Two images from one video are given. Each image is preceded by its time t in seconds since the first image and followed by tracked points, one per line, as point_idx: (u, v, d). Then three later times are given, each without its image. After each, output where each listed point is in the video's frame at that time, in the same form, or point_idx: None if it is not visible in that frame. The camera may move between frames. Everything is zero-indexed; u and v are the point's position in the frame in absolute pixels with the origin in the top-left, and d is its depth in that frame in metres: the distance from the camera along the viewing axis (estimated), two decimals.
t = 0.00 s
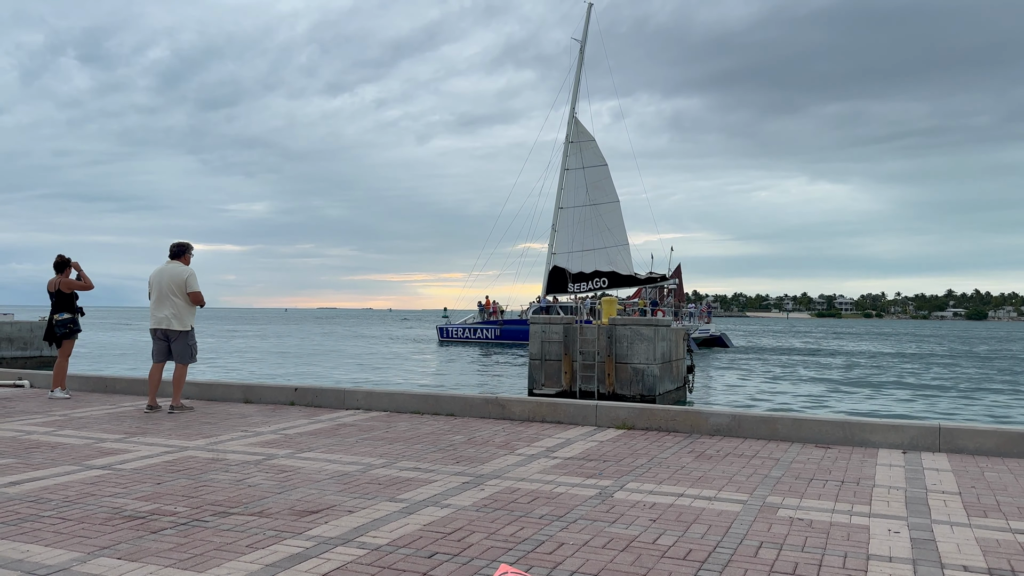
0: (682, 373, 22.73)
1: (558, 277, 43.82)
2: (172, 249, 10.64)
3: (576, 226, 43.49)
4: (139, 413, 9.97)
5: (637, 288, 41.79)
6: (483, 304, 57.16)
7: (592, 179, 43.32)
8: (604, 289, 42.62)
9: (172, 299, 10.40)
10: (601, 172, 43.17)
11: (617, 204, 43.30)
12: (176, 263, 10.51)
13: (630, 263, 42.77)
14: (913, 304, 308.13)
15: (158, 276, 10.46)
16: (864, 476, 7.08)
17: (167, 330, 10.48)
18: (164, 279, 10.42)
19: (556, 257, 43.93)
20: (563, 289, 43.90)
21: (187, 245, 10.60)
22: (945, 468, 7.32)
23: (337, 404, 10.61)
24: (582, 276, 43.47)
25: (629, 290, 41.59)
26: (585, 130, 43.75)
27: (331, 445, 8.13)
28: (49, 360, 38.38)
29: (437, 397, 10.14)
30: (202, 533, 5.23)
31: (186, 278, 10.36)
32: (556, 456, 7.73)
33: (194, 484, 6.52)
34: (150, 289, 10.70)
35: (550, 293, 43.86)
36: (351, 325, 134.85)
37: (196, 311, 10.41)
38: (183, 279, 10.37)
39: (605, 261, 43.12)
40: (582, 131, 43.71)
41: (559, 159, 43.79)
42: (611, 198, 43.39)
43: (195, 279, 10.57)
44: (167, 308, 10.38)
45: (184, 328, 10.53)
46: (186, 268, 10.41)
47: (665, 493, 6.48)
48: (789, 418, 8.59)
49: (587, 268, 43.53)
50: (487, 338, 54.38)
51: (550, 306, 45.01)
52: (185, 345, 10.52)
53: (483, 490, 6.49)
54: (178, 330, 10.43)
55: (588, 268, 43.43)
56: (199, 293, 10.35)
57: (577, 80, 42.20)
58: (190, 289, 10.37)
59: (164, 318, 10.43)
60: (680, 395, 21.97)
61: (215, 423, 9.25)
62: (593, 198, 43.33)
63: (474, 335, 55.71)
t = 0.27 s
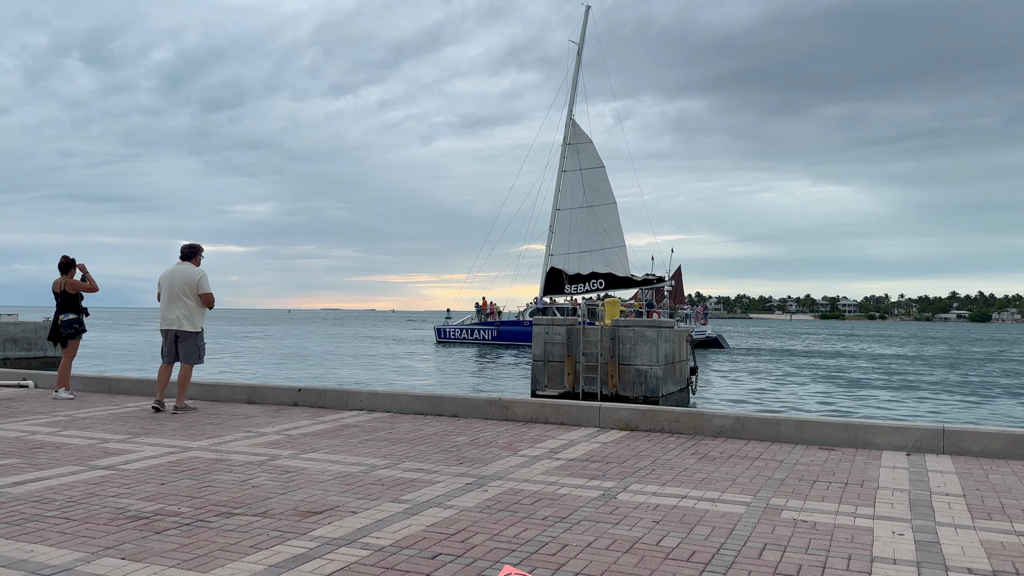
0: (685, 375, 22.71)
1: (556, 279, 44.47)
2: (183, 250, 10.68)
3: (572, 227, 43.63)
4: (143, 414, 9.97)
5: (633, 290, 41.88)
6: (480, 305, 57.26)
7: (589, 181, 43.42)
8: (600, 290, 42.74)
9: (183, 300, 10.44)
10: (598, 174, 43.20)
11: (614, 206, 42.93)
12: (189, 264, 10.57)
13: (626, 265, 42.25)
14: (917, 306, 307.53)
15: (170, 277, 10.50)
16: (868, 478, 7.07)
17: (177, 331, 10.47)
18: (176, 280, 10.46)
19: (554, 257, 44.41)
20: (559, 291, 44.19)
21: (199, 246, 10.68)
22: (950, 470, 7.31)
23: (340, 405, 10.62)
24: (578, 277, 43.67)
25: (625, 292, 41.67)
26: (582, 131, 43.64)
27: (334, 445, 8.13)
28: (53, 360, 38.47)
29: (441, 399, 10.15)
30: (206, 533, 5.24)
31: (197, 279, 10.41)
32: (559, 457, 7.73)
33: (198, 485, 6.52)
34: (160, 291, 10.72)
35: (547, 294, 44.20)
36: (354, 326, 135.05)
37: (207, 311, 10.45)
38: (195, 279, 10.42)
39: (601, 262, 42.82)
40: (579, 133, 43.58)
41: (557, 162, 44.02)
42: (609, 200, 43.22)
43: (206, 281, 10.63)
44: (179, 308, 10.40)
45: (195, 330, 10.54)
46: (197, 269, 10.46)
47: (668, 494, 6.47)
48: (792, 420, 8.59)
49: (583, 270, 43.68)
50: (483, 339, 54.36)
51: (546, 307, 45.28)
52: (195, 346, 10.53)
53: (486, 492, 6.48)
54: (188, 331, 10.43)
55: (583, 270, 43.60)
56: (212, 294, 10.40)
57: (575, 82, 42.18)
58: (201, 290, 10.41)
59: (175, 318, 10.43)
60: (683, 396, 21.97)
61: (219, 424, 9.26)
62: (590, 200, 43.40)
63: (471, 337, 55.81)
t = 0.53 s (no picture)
0: (689, 376, 22.69)
1: (552, 279, 44.41)
2: (192, 252, 10.71)
3: (570, 228, 43.60)
4: (147, 415, 10.00)
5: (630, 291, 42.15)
6: (478, 305, 57.29)
7: (587, 183, 43.40)
8: (598, 292, 43.17)
9: (192, 301, 10.45)
10: (596, 176, 43.24)
11: (612, 207, 42.93)
12: (198, 265, 10.60)
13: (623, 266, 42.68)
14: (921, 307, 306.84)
15: (179, 278, 10.51)
16: (872, 480, 7.05)
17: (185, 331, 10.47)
18: (185, 280, 10.49)
19: (552, 258, 44.48)
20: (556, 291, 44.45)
21: (210, 248, 10.73)
22: (955, 472, 7.29)
23: (344, 406, 10.63)
24: (576, 278, 43.93)
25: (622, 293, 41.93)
26: (580, 133, 43.69)
27: (338, 446, 8.14)
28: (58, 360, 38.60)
29: (444, 399, 10.15)
30: (209, 534, 5.24)
31: (207, 280, 10.44)
32: (562, 459, 7.72)
33: (202, 485, 6.53)
34: (168, 292, 10.73)
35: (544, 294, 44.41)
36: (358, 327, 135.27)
37: (216, 313, 10.47)
38: (205, 280, 10.45)
39: (598, 263, 43.08)
40: (578, 134, 43.63)
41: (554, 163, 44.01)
42: (606, 201, 43.15)
43: (215, 283, 10.66)
44: (188, 309, 10.42)
45: (203, 331, 10.56)
46: (207, 271, 10.50)
47: (672, 496, 6.46)
48: (797, 421, 8.57)
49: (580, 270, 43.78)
50: (481, 339, 54.39)
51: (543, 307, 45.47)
52: (203, 346, 10.54)
53: (490, 493, 6.47)
54: (196, 331, 10.43)
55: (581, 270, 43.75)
56: (221, 295, 10.44)
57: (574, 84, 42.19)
58: (211, 291, 10.44)
59: (183, 318, 10.44)
60: (687, 397, 21.94)
61: (222, 425, 9.27)
62: (588, 202, 43.37)
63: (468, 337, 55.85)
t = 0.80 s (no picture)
0: (693, 378, 22.69)
1: (549, 280, 43.70)
2: (199, 254, 10.75)
3: (569, 229, 43.69)
4: (152, 415, 10.02)
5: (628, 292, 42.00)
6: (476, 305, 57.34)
7: (585, 184, 43.48)
8: (595, 293, 42.84)
9: (200, 302, 10.47)
10: (594, 177, 43.30)
11: (610, 208, 43.00)
12: (206, 267, 10.63)
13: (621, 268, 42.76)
14: (924, 308, 306.38)
15: (187, 279, 10.54)
16: (877, 481, 7.04)
17: (193, 332, 10.50)
18: (194, 282, 10.51)
19: (549, 259, 44.23)
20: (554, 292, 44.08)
21: (217, 250, 10.76)
22: (959, 474, 7.27)
23: (347, 406, 10.64)
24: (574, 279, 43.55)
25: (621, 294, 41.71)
26: (578, 135, 43.91)
27: (342, 447, 8.15)
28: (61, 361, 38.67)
29: (447, 400, 10.15)
30: (214, 534, 5.24)
31: (215, 281, 10.46)
32: (566, 460, 7.72)
33: (206, 486, 6.54)
34: (177, 294, 10.75)
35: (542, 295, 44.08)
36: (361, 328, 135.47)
37: (224, 314, 10.49)
38: (213, 281, 10.47)
39: (596, 265, 43.14)
40: (576, 136, 43.85)
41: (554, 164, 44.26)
42: (604, 202, 43.16)
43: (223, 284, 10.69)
44: (195, 309, 10.45)
45: (211, 332, 10.57)
46: (215, 272, 10.52)
47: (676, 497, 6.45)
48: (801, 423, 8.56)
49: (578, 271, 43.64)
50: (479, 340, 54.46)
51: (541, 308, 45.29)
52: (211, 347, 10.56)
53: (493, 494, 6.47)
54: (204, 332, 10.45)
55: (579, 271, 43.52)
56: (229, 296, 10.46)
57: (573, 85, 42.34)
58: (219, 291, 10.46)
59: (190, 319, 10.46)
60: (691, 399, 21.92)
61: (226, 425, 9.29)
62: (586, 203, 43.44)
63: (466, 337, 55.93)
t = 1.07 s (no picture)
0: (697, 379, 22.66)
1: (547, 280, 44.09)
2: (204, 256, 10.76)
3: (567, 231, 43.67)
4: (156, 416, 10.04)
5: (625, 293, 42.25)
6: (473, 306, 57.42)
7: (583, 185, 43.45)
8: (593, 293, 43.33)
9: (208, 303, 10.48)
10: (591, 178, 43.28)
11: (607, 209, 42.99)
12: (211, 268, 10.64)
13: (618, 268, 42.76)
14: (928, 309, 305.87)
15: (193, 281, 10.56)
16: (881, 483, 7.02)
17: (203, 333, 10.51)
18: (201, 283, 10.53)
19: (548, 260, 44.15)
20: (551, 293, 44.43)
21: (222, 251, 10.79)
22: (964, 475, 7.25)
23: (351, 407, 10.65)
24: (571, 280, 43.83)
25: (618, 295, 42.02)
26: (576, 137, 43.99)
27: (345, 447, 8.16)
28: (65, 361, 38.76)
29: (451, 401, 10.15)
30: (218, 535, 5.25)
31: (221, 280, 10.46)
32: (570, 461, 7.71)
33: (210, 487, 6.54)
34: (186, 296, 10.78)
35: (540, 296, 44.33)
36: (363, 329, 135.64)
37: (233, 312, 10.50)
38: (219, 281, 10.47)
39: (594, 265, 43.13)
40: (573, 138, 43.93)
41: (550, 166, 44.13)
42: (602, 203, 43.19)
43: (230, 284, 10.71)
44: (203, 310, 10.46)
45: (221, 331, 10.58)
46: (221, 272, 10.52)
47: (680, 499, 6.44)
48: (805, 424, 8.54)
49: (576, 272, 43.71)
50: (477, 340, 54.59)
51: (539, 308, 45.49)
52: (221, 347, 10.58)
53: (497, 495, 6.46)
54: (213, 332, 10.46)
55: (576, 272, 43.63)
56: (236, 295, 10.46)
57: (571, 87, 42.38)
58: (225, 291, 10.45)
59: (200, 320, 10.47)
60: (694, 400, 21.90)
61: (230, 426, 9.30)
62: (584, 204, 43.41)
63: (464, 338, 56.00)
